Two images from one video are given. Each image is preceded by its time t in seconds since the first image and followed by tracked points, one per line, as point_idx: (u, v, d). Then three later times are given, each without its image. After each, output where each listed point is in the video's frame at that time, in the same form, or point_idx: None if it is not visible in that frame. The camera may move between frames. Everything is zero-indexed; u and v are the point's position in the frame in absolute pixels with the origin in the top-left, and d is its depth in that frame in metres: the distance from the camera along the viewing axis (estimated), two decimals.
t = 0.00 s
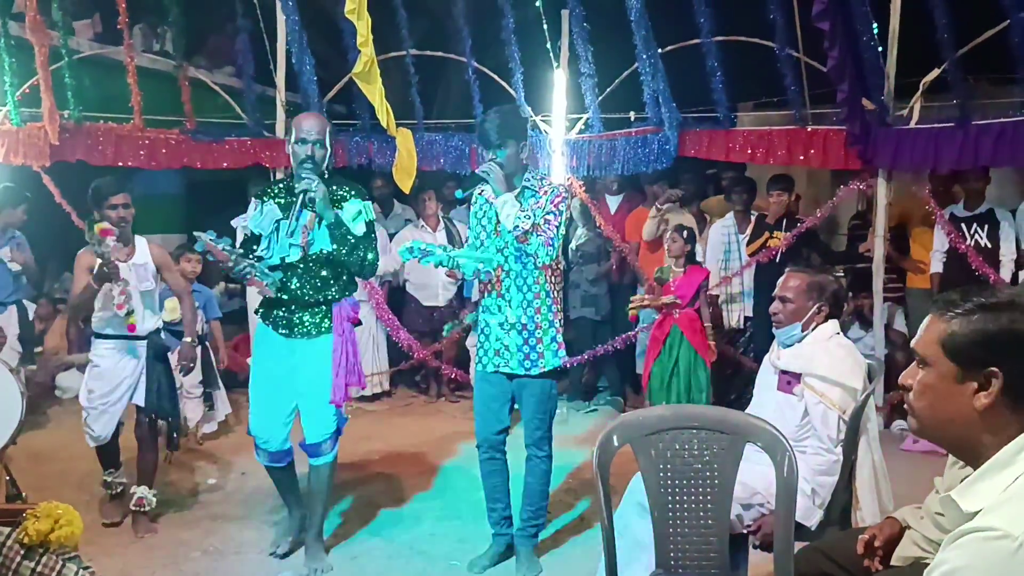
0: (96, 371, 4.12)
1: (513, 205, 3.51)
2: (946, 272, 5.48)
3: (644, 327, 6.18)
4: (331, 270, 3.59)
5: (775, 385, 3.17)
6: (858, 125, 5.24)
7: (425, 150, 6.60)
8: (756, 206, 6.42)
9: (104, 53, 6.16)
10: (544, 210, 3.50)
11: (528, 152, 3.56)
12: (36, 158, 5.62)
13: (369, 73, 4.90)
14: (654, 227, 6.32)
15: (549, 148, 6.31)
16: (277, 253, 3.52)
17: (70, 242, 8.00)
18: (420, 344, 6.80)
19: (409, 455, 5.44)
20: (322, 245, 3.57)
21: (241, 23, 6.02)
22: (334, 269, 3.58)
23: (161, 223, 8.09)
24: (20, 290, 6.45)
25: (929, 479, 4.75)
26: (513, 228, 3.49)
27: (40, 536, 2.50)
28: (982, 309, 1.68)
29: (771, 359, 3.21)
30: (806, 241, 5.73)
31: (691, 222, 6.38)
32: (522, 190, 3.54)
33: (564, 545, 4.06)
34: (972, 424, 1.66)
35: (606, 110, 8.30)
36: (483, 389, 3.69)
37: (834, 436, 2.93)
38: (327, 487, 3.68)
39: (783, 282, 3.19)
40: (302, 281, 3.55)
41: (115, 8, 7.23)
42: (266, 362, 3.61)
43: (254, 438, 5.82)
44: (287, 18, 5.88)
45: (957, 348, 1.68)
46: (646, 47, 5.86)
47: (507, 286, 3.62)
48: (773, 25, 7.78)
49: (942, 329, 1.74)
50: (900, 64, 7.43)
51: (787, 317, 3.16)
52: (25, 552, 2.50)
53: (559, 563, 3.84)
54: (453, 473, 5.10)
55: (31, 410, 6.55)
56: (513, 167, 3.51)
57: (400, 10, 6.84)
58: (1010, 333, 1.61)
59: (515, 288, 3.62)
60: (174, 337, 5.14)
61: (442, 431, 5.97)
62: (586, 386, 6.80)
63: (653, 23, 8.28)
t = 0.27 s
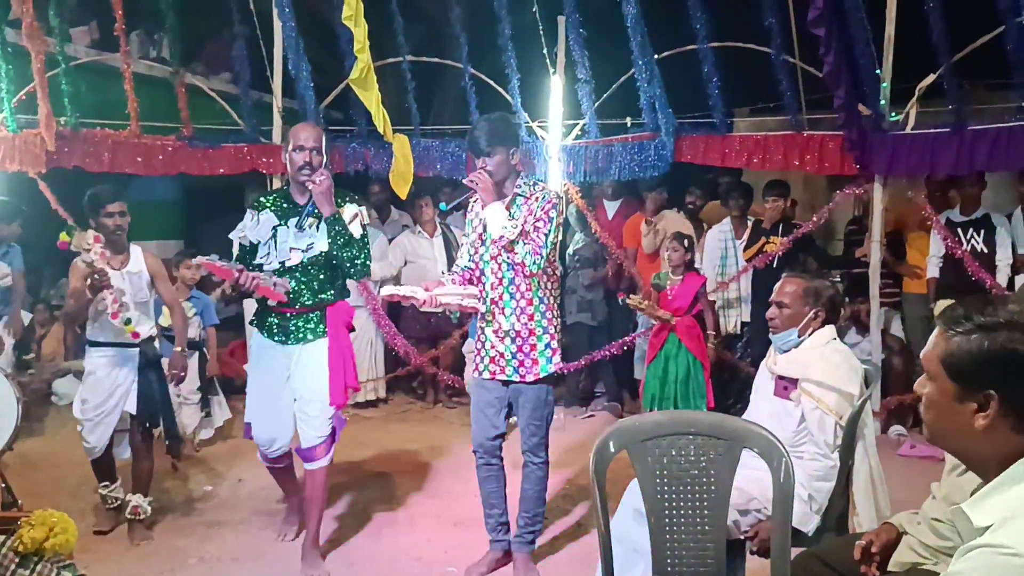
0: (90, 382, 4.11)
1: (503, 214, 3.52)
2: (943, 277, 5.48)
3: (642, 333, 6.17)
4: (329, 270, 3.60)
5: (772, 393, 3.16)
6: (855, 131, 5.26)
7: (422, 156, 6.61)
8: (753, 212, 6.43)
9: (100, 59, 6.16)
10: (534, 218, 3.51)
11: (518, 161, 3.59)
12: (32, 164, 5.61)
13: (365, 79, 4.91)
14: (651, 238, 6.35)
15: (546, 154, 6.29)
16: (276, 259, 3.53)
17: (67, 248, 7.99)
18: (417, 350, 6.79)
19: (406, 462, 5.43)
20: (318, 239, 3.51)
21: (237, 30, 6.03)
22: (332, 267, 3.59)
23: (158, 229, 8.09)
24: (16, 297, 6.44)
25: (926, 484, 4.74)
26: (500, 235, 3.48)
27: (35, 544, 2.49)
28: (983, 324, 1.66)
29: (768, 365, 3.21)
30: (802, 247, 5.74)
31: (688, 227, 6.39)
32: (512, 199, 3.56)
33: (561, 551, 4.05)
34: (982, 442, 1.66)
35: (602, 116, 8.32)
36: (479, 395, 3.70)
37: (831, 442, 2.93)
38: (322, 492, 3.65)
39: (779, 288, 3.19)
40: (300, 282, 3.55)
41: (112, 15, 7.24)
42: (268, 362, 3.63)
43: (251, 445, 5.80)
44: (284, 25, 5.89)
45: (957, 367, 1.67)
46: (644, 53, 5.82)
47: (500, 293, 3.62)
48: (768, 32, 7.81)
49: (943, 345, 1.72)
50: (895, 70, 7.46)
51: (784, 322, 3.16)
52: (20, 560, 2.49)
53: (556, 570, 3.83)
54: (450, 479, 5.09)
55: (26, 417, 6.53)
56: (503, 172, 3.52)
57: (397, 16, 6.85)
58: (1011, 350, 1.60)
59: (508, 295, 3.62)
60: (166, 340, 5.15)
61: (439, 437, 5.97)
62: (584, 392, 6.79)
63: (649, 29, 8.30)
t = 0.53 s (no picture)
0: (77, 389, 4.13)
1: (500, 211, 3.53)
2: (940, 281, 5.49)
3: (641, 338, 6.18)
4: (324, 273, 3.61)
5: (769, 396, 3.18)
6: (852, 135, 5.27)
7: (420, 160, 6.62)
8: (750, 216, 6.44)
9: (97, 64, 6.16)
10: (532, 220, 3.50)
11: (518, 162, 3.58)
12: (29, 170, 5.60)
13: (363, 84, 4.91)
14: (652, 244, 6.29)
15: (543, 159, 6.35)
16: (272, 265, 3.54)
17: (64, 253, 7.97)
18: (414, 354, 6.79)
19: (404, 466, 5.42)
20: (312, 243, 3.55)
21: (235, 34, 6.03)
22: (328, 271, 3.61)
23: (155, 234, 8.08)
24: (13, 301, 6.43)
25: (923, 488, 4.74)
26: (497, 234, 3.48)
27: (33, 549, 2.48)
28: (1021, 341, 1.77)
29: (765, 369, 3.23)
30: (800, 251, 5.76)
31: (684, 231, 6.39)
32: (511, 200, 3.55)
33: (560, 555, 4.05)
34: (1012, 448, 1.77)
35: (599, 120, 8.33)
36: (476, 399, 3.70)
37: (828, 446, 2.93)
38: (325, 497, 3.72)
39: (776, 291, 3.20)
40: (298, 286, 3.58)
41: (109, 19, 7.25)
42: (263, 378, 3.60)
43: (249, 450, 5.80)
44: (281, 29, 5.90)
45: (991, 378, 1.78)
46: (640, 58, 5.88)
47: (497, 294, 3.63)
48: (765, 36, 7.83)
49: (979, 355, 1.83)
50: (892, 75, 7.48)
51: (780, 326, 3.17)
52: (17, 566, 2.48)
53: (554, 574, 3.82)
54: (448, 483, 5.09)
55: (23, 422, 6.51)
56: (503, 174, 3.53)
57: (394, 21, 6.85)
58: None
59: (504, 296, 3.62)
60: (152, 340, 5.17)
61: (437, 442, 5.96)
62: (582, 396, 6.79)
63: (646, 34, 8.32)
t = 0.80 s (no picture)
0: (74, 389, 4.13)
1: (508, 214, 3.53)
2: (939, 284, 5.50)
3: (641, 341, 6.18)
4: (330, 268, 3.85)
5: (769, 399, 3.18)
6: (852, 138, 5.27)
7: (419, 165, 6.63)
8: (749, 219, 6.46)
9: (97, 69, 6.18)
10: (539, 224, 3.51)
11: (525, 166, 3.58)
12: (29, 174, 5.61)
13: (363, 88, 4.92)
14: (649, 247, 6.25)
15: (542, 162, 6.35)
16: (282, 263, 3.76)
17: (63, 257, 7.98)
18: (415, 358, 6.79)
19: (404, 470, 5.42)
20: (318, 240, 3.79)
21: (235, 39, 6.05)
22: (333, 265, 3.86)
23: (155, 238, 8.08)
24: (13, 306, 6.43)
25: (923, 491, 4.75)
26: (507, 236, 3.50)
27: (34, 554, 2.49)
28: None
29: (764, 372, 3.23)
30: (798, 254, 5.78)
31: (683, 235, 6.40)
32: (515, 205, 3.56)
33: (559, 559, 4.04)
34: None
35: (599, 124, 8.35)
36: (476, 402, 3.70)
37: (828, 448, 2.91)
38: (344, 476, 4.06)
39: (775, 295, 3.20)
40: (307, 280, 3.82)
41: (110, 24, 7.26)
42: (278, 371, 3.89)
43: (249, 454, 5.79)
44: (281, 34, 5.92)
45: None
46: (640, 63, 5.92)
47: (501, 296, 3.63)
48: (764, 40, 7.85)
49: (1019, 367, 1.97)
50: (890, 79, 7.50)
51: (779, 329, 3.18)
52: (19, 571, 2.49)
53: None
54: (449, 487, 5.09)
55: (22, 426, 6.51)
56: (511, 177, 3.54)
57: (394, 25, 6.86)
58: None
59: (508, 298, 3.62)
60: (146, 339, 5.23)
61: (437, 446, 5.96)
62: (581, 400, 6.79)
63: (645, 38, 8.34)
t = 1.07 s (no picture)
0: (72, 396, 4.09)
1: (508, 219, 3.53)
2: (935, 287, 5.50)
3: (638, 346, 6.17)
4: (349, 276, 4.02)
5: (764, 403, 3.16)
6: (848, 142, 5.27)
7: (416, 169, 6.63)
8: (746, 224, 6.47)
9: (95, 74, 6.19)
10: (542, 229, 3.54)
11: (523, 170, 3.59)
12: (26, 179, 5.61)
13: (360, 93, 4.93)
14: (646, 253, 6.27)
15: (540, 167, 6.35)
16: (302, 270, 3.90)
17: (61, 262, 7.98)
18: (412, 362, 6.79)
19: (401, 474, 5.42)
20: (338, 249, 3.95)
21: (232, 44, 6.05)
22: (352, 274, 4.02)
23: (153, 243, 8.08)
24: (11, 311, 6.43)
25: (920, 495, 4.74)
26: (508, 241, 3.50)
27: (30, 560, 2.49)
28: None
29: (760, 375, 3.21)
30: (794, 257, 5.78)
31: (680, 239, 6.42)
32: (516, 210, 3.58)
33: (556, 563, 4.03)
34: None
35: (596, 128, 8.36)
36: (475, 405, 3.70)
37: (823, 453, 2.93)
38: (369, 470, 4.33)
39: (770, 299, 3.20)
40: (329, 288, 4.00)
41: (107, 30, 7.27)
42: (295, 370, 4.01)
43: (246, 458, 5.79)
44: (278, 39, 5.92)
45: None
46: (636, 66, 5.91)
47: (503, 301, 3.63)
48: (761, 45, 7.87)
49: None
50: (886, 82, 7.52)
51: (775, 333, 3.17)
52: None
53: None
54: (446, 491, 5.08)
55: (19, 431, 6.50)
56: (507, 182, 3.55)
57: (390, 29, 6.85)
58: None
59: (510, 302, 3.62)
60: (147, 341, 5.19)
61: (434, 450, 5.95)
62: (579, 404, 6.80)
63: (642, 43, 8.36)
